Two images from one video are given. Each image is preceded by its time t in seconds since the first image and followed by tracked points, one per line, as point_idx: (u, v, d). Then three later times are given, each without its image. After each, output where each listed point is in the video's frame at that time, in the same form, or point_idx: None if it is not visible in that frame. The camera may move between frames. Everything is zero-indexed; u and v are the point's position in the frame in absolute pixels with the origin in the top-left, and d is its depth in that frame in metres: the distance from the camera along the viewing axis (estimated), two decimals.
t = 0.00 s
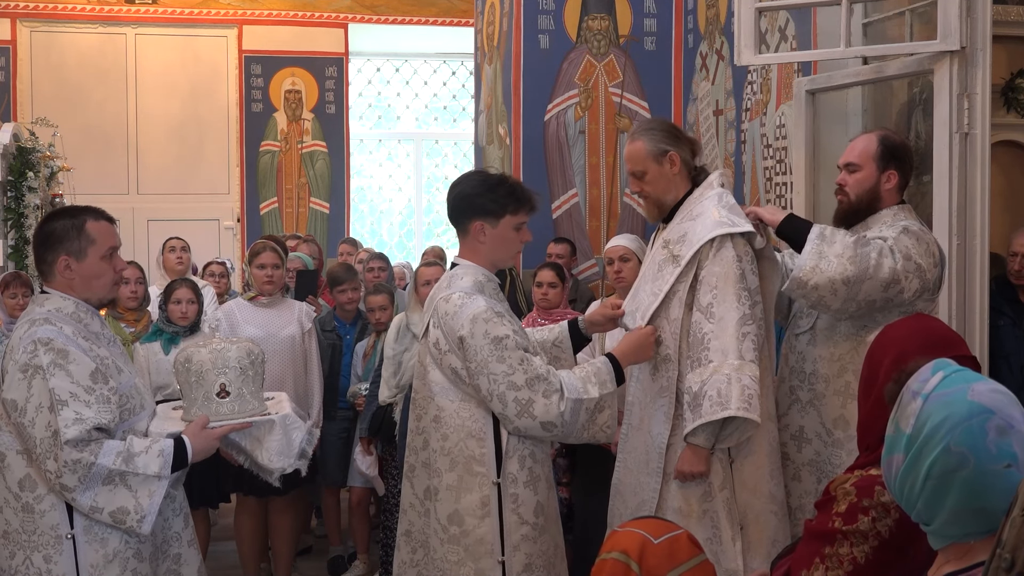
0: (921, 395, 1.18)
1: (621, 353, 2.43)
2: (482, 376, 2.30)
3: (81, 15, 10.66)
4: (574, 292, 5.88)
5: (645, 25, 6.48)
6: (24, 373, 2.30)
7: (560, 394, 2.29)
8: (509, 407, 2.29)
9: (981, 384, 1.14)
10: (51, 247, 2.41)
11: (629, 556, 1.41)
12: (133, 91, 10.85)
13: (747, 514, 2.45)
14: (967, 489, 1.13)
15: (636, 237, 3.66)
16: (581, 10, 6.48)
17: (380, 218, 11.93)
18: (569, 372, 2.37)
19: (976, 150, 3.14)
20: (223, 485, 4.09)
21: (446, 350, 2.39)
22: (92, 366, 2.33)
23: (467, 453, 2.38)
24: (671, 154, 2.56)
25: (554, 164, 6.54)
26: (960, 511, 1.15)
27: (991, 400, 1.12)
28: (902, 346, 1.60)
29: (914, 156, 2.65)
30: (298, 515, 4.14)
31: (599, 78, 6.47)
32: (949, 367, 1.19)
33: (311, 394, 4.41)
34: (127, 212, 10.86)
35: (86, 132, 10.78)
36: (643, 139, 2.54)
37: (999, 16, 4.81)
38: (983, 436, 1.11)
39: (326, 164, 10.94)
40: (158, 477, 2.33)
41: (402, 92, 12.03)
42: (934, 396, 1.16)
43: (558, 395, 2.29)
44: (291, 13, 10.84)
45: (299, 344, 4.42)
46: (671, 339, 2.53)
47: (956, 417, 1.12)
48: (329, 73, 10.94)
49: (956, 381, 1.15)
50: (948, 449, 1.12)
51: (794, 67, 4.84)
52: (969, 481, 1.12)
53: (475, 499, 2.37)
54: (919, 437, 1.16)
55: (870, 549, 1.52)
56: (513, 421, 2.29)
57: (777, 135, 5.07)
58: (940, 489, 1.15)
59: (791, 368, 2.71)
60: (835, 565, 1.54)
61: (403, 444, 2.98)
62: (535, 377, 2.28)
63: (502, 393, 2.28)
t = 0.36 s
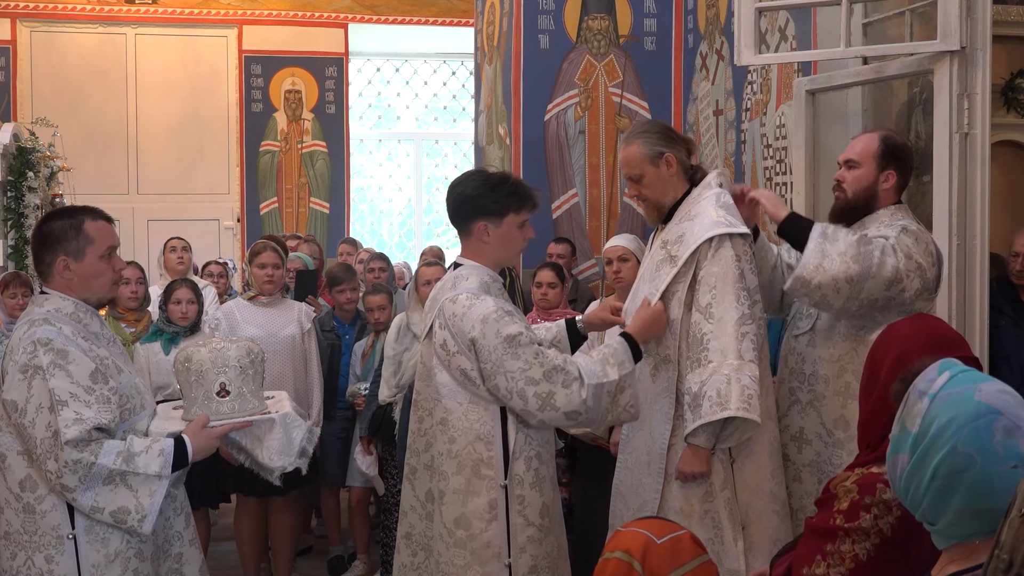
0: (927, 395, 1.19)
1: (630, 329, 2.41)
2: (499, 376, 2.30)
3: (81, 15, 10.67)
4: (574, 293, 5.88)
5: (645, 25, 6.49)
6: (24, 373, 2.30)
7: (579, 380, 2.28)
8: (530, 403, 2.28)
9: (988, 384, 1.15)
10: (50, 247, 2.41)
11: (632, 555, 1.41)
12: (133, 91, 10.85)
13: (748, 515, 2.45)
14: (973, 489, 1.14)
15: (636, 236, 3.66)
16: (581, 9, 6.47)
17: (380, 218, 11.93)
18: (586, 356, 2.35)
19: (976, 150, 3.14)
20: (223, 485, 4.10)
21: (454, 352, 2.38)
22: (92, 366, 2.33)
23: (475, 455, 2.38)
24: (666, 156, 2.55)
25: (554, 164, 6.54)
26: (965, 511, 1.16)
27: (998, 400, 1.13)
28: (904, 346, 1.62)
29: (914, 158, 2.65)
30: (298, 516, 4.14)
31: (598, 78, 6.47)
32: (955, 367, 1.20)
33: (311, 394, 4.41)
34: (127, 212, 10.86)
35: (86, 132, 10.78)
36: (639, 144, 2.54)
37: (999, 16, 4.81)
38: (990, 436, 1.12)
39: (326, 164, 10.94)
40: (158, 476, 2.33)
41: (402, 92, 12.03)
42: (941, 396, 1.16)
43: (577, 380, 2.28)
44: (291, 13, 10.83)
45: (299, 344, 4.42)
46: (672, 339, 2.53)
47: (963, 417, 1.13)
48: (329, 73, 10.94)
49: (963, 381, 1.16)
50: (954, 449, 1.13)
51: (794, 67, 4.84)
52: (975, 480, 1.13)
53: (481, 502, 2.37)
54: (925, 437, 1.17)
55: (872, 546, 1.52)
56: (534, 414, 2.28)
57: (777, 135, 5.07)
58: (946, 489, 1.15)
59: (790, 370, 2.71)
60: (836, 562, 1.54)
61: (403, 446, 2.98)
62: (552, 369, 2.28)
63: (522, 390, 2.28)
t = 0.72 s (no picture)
0: (934, 395, 1.20)
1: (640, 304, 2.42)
2: (517, 370, 2.28)
3: (81, 15, 10.67)
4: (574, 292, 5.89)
5: (645, 25, 6.48)
6: (24, 374, 2.30)
7: (598, 359, 2.26)
8: (551, 392, 2.25)
9: (995, 384, 1.17)
10: (48, 248, 2.41)
11: (634, 556, 1.41)
12: (133, 91, 10.85)
13: (749, 514, 2.45)
14: (978, 489, 1.16)
15: (636, 236, 3.66)
16: (581, 10, 6.47)
17: (380, 218, 11.93)
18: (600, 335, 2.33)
19: (976, 150, 3.14)
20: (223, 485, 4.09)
21: (464, 351, 2.36)
22: (91, 366, 2.34)
23: (483, 458, 2.37)
24: (666, 156, 2.55)
25: (554, 164, 6.54)
26: (969, 510, 1.18)
27: (1005, 401, 1.15)
28: (902, 346, 1.64)
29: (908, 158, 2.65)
30: (298, 516, 4.14)
31: (598, 78, 6.47)
32: (962, 367, 1.21)
33: (311, 394, 4.41)
34: (127, 212, 10.86)
35: (86, 132, 10.79)
36: (637, 143, 2.54)
37: (999, 17, 4.81)
38: (998, 436, 1.14)
39: (326, 164, 10.94)
40: (158, 477, 2.33)
41: (402, 92, 12.03)
42: (948, 395, 1.18)
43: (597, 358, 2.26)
44: (291, 13, 10.84)
45: (299, 344, 4.42)
46: (673, 338, 2.53)
47: (971, 417, 1.15)
48: (329, 73, 10.94)
49: (969, 381, 1.18)
50: (961, 449, 1.15)
51: (795, 67, 4.84)
52: (981, 480, 1.15)
53: (489, 504, 2.37)
54: (932, 438, 1.18)
55: (868, 546, 1.52)
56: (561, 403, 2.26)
57: (778, 135, 5.07)
58: (951, 488, 1.17)
59: (786, 360, 2.70)
60: (832, 562, 1.55)
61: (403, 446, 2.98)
62: (568, 354, 2.25)
63: (542, 381, 2.25)
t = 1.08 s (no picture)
0: (938, 396, 1.21)
1: (640, 302, 2.41)
2: (517, 370, 2.27)
3: (81, 15, 10.67)
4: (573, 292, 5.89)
5: (645, 25, 6.48)
6: (22, 375, 2.30)
7: (600, 358, 2.25)
8: (553, 391, 2.25)
9: (998, 386, 1.18)
10: (46, 248, 2.41)
11: (632, 557, 1.40)
12: (133, 91, 10.85)
13: (748, 514, 2.45)
14: (981, 491, 1.17)
15: (636, 236, 3.65)
16: (581, 10, 6.47)
17: (380, 218, 11.93)
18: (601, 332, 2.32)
19: (976, 149, 3.14)
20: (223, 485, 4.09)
21: (463, 351, 2.36)
22: (88, 367, 2.33)
23: (484, 458, 2.37)
24: (666, 155, 2.54)
25: (554, 164, 6.54)
26: (972, 512, 1.20)
27: (1009, 403, 1.16)
28: (900, 347, 1.64)
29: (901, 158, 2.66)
30: (298, 516, 4.14)
31: (599, 78, 6.47)
32: (965, 368, 1.22)
33: (310, 394, 4.41)
34: (127, 212, 10.86)
35: (86, 132, 10.79)
36: (639, 142, 2.53)
37: (999, 16, 4.80)
38: (1001, 439, 1.15)
39: (326, 164, 10.94)
40: (156, 477, 2.33)
41: (402, 92, 12.03)
42: (952, 397, 1.19)
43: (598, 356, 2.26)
44: (291, 13, 10.84)
45: (298, 343, 4.42)
46: (674, 336, 2.53)
47: (975, 419, 1.16)
48: (329, 73, 10.94)
49: (973, 383, 1.19)
50: (964, 451, 1.17)
51: (794, 67, 4.84)
52: (983, 483, 1.17)
53: (490, 504, 2.36)
54: (935, 440, 1.19)
55: (865, 548, 1.53)
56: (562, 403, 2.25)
57: (777, 135, 5.07)
58: (955, 490, 1.19)
59: (784, 358, 2.70)
60: (829, 565, 1.55)
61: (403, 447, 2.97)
62: (570, 353, 2.25)
63: (543, 380, 2.24)
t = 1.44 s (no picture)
0: (940, 396, 1.27)
1: (638, 295, 2.39)
2: (506, 360, 2.27)
3: (81, 15, 10.67)
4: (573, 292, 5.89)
5: (645, 25, 6.48)
6: (20, 375, 2.30)
7: (587, 344, 2.25)
8: (542, 379, 2.24)
9: (999, 388, 1.24)
10: (45, 248, 2.41)
11: (625, 558, 1.40)
12: (133, 91, 10.85)
13: (747, 515, 2.46)
14: (979, 490, 1.23)
15: (637, 237, 3.65)
16: (581, 10, 6.47)
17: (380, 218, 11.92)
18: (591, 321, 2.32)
19: (976, 149, 3.14)
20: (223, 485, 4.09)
21: (454, 344, 2.37)
22: (87, 367, 2.33)
23: (484, 458, 2.37)
24: (671, 155, 2.54)
25: (554, 164, 6.54)
26: (970, 511, 1.25)
27: (1010, 405, 1.22)
28: (901, 347, 1.72)
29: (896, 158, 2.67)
30: (297, 516, 4.14)
31: (599, 78, 6.47)
32: (968, 369, 1.28)
33: (310, 394, 4.41)
34: (127, 212, 10.86)
35: (86, 132, 10.79)
36: (643, 141, 2.54)
37: (999, 16, 4.80)
38: (1001, 440, 1.21)
39: (326, 164, 10.94)
40: (154, 478, 2.33)
41: (402, 92, 12.04)
42: (954, 396, 1.25)
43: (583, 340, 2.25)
44: (291, 13, 10.84)
45: (298, 344, 4.41)
46: (677, 334, 2.53)
47: (976, 419, 1.22)
48: (329, 73, 10.94)
49: (975, 383, 1.25)
50: (964, 450, 1.22)
51: (794, 67, 4.84)
52: (982, 483, 1.22)
53: (483, 498, 2.36)
54: (937, 437, 1.25)
55: (868, 549, 1.56)
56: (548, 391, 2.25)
57: (777, 135, 5.07)
58: (953, 489, 1.24)
59: (783, 360, 2.70)
60: (831, 566, 1.58)
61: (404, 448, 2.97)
62: (557, 339, 2.24)
63: (531, 368, 2.24)
